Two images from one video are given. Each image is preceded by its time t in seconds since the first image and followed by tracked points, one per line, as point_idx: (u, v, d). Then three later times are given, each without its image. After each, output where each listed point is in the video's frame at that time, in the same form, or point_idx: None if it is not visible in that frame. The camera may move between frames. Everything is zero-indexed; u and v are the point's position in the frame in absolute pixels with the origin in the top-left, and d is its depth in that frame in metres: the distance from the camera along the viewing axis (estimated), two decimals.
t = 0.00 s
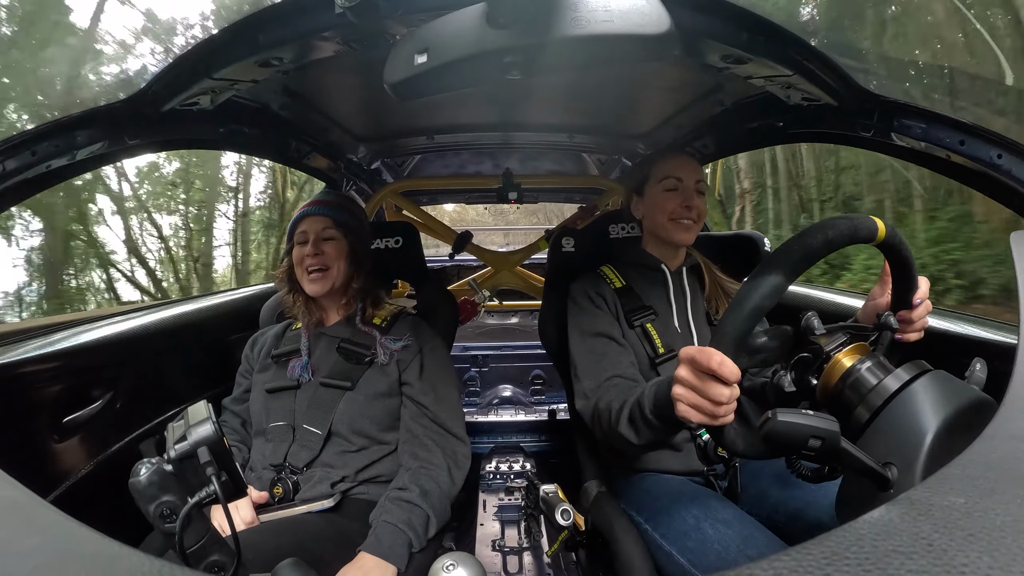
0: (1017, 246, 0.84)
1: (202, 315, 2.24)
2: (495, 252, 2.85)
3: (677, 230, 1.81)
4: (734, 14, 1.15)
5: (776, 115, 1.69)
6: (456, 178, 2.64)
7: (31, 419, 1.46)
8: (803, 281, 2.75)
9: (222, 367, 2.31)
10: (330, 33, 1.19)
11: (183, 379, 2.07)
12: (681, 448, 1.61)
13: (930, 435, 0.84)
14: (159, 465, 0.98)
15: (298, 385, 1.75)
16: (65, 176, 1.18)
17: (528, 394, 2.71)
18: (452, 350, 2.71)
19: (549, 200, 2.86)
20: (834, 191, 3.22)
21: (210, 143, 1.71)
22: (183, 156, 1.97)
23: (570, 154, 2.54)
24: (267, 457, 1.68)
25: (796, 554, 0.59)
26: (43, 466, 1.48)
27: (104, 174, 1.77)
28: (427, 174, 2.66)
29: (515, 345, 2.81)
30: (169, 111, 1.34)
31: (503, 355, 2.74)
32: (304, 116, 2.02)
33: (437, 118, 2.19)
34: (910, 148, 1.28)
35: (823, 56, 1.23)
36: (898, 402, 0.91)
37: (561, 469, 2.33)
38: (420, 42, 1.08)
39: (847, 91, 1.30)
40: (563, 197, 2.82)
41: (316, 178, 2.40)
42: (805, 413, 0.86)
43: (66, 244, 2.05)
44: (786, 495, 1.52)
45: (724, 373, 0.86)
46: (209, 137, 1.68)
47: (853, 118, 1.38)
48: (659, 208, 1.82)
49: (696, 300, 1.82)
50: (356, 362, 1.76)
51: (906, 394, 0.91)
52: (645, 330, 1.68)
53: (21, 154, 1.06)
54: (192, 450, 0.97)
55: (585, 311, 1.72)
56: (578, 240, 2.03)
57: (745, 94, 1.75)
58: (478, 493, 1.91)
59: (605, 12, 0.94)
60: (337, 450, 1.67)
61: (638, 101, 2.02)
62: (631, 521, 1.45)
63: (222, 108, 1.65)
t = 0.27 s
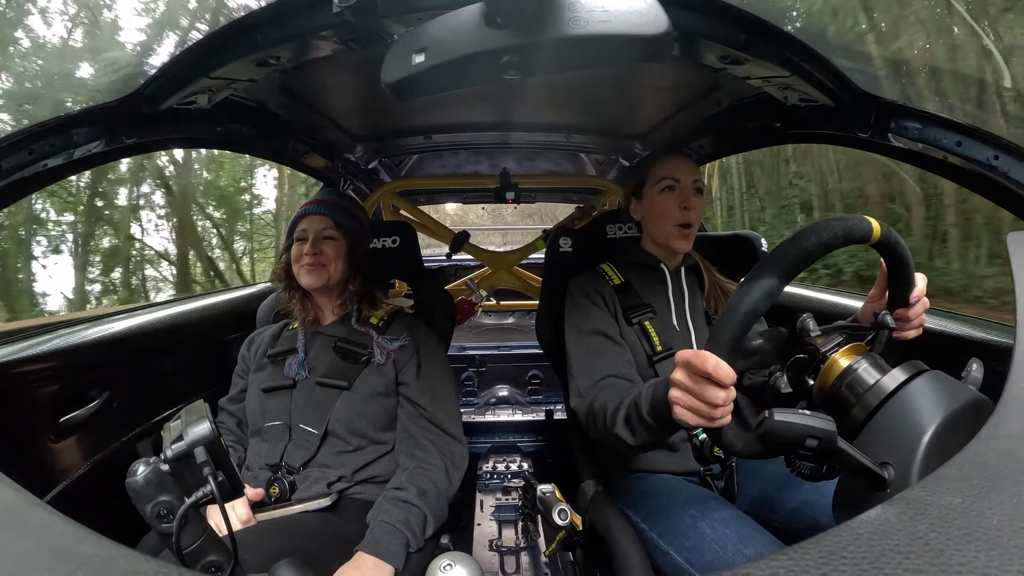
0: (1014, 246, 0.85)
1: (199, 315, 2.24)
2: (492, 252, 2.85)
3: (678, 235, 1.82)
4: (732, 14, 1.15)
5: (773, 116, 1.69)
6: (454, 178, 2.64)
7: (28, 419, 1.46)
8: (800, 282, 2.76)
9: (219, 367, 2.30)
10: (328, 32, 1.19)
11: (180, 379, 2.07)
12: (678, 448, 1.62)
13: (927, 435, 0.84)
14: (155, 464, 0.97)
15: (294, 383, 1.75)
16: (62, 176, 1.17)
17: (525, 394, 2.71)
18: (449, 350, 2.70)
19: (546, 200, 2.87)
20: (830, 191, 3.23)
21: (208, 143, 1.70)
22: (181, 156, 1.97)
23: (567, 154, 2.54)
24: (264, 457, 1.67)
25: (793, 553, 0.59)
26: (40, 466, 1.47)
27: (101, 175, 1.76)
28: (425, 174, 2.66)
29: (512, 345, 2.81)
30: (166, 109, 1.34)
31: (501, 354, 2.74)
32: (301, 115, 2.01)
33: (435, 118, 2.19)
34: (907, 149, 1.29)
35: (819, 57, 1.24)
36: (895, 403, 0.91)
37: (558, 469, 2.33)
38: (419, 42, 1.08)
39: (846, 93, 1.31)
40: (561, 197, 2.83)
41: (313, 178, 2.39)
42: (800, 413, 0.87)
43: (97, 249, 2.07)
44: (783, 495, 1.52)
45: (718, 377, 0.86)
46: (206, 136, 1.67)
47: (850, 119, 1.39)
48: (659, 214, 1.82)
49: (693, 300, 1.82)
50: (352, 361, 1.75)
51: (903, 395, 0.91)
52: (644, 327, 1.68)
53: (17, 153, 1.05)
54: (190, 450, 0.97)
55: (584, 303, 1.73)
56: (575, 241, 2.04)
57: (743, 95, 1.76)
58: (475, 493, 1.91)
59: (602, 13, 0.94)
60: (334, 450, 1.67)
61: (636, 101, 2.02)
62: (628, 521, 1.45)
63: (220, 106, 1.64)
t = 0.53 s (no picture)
0: (1011, 247, 0.85)
1: (197, 314, 2.23)
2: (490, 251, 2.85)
3: (676, 233, 1.82)
4: (731, 15, 1.15)
5: (772, 116, 1.69)
6: (452, 177, 2.64)
7: (25, 419, 1.45)
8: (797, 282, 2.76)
9: (216, 367, 2.30)
10: (326, 31, 1.18)
11: (178, 378, 2.06)
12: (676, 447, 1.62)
13: (925, 434, 0.84)
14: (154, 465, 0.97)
15: (292, 382, 1.75)
16: (60, 174, 1.16)
17: (523, 393, 2.71)
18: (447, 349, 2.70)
19: (544, 199, 2.87)
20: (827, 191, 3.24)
21: (205, 142, 1.70)
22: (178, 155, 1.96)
23: (566, 154, 2.55)
24: (262, 456, 1.67)
25: (791, 553, 0.59)
26: (37, 466, 1.47)
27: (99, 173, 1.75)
28: (423, 173, 2.66)
29: (510, 344, 2.81)
30: (163, 108, 1.33)
31: (499, 354, 2.74)
32: (299, 114, 2.00)
33: (433, 117, 2.19)
34: (905, 149, 1.29)
35: (817, 57, 1.24)
36: (892, 402, 0.91)
37: (556, 468, 2.33)
38: (416, 40, 1.08)
39: (844, 93, 1.31)
40: (559, 197, 2.83)
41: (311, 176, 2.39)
42: (798, 412, 0.87)
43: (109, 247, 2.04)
44: (781, 494, 1.53)
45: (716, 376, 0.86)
46: (204, 135, 1.67)
47: (848, 119, 1.39)
48: (655, 208, 1.83)
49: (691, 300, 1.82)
50: (350, 361, 1.75)
51: (900, 394, 0.91)
52: (644, 326, 1.68)
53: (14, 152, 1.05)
54: (187, 449, 0.97)
55: (582, 301, 1.74)
56: (573, 241, 2.04)
57: (741, 95, 1.76)
58: (473, 493, 1.91)
59: (601, 12, 0.94)
60: (331, 449, 1.66)
61: (634, 101, 2.02)
62: (626, 520, 1.46)
63: (218, 105, 1.64)
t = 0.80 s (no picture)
0: (1009, 248, 0.85)
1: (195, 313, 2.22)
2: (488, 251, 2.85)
3: (669, 234, 1.82)
4: (729, 16, 1.16)
5: (769, 118, 1.70)
6: (449, 178, 2.64)
7: (21, 419, 1.45)
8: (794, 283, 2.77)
9: (214, 367, 2.29)
10: (323, 31, 1.18)
11: (175, 378, 2.06)
12: (674, 448, 1.62)
13: (921, 435, 0.84)
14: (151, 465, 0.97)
15: (288, 382, 1.74)
16: (57, 173, 1.16)
17: (521, 394, 2.71)
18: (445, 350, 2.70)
19: (542, 200, 2.87)
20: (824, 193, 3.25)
21: (203, 141, 1.69)
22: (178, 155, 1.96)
23: (564, 154, 2.55)
24: (259, 456, 1.67)
25: (789, 553, 0.59)
26: (32, 467, 1.46)
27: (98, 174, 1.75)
28: (421, 173, 2.66)
29: (508, 345, 2.81)
30: (161, 107, 1.33)
31: (496, 354, 2.74)
32: (297, 113, 2.00)
33: (431, 117, 2.19)
34: (903, 152, 1.29)
35: (815, 58, 1.24)
36: (889, 403, 0.92)
37: (554, 469, 2.34)
38: (414, 41, 1.08)
39: (841, 94, 1.32)
40: (557, 197, 2.82)
41: (308, 176, 2.38)
42: (796, 413, 0.87)
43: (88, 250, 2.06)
44: (778, 495, 1.53)
45: (715, 376, 0.86)
46: (202, 135, 1.66)
47: (845, 121, 1.39)
48: (650, 208, 1.83)
49: (688, 301, 1.82)
50: (348, 358, 1.75)
51: (897, 395, 0.92)
52: (639, 328, 1.68)
53: (12, 151, 1.04)
54: (184, 449, 0.97)
55: (578, 303, 1.74)
56: (571, 241, 2.03)
57: (739, 96, 1.76)
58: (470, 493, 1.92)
59: (600, 12, 0.94)
60: (329, 450, 1.66)
61: (632, 102, 2.03)
62: (623, 521, 1.46)
63: (216, 104, 1.63)
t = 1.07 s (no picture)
0: (1005, 252, 0.86)
1: (192, 311, 2.22)
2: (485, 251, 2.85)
3: (665, 231, 1.81)
4: (728, 18, 1.16)
5: (768, 120, 1.70)
6: (448, 177, 2.64)
7: (18, 417, 1.44)
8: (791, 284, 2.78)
9: (210, 365, 2.29)
10: (323, 29, 1.18)
11: (171, 376, 2.05)
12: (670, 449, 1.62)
13: (918, 437, 0.85)
14: (147, 463, 0.97)
15: (285, 380, 1.73)
16: (55, 170, 1.15)
17: (517, 394, 2.71)
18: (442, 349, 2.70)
19: (540, 201, 2.87)
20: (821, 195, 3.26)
21: (201, 139, 1.69)
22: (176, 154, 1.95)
23: (562, 155, 2.55)
24: (254, 455, 1.66)
25: (785, 554, 0.60)
26: (29, 465, 1.46)
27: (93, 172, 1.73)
28: (419, 173, 2.66)
29: (505, 345, 2.81)
30: (160, 105, 1.33)
31: (493, 355, 2.74)
32: (296, 112, 2.00)
33: (430, 117, 2.19)
34: (900, 155, 1.30)
35: (814, 61, 1.24)
36: (886, 404, 0.92)
37: (550, 469, 2.34)
38: (414, 40, 1.08)
39: (839, 97, 1.32)
40: (555, 198, 2.83)
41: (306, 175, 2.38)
42: (792, 415, 0.87)
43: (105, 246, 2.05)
44: (773, 496, 1.54)
45: (704, 421, 0.96)
46: (201, 133, 1.66)
47: (843, 124, 1.40)
48: (643, 208, 1.82)
49: (685, 302, 1.82)
50: (344, 356, 1.74)
51: (894, 397, 0.92)
52: (632, 331, 1.68)
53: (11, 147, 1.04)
54: (181, 448, 0.97)
55: (571, 316, 1.73)
56: (568, 241, 2.03)
57: (737, 98, 1.76)
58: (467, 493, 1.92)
59: (599, 14, 0.95)
60: (325, 449, 1.66)
61: (631, 103, 2.03)
62: (620, 521, 1.46)
63: (215, 102, 1.63)
